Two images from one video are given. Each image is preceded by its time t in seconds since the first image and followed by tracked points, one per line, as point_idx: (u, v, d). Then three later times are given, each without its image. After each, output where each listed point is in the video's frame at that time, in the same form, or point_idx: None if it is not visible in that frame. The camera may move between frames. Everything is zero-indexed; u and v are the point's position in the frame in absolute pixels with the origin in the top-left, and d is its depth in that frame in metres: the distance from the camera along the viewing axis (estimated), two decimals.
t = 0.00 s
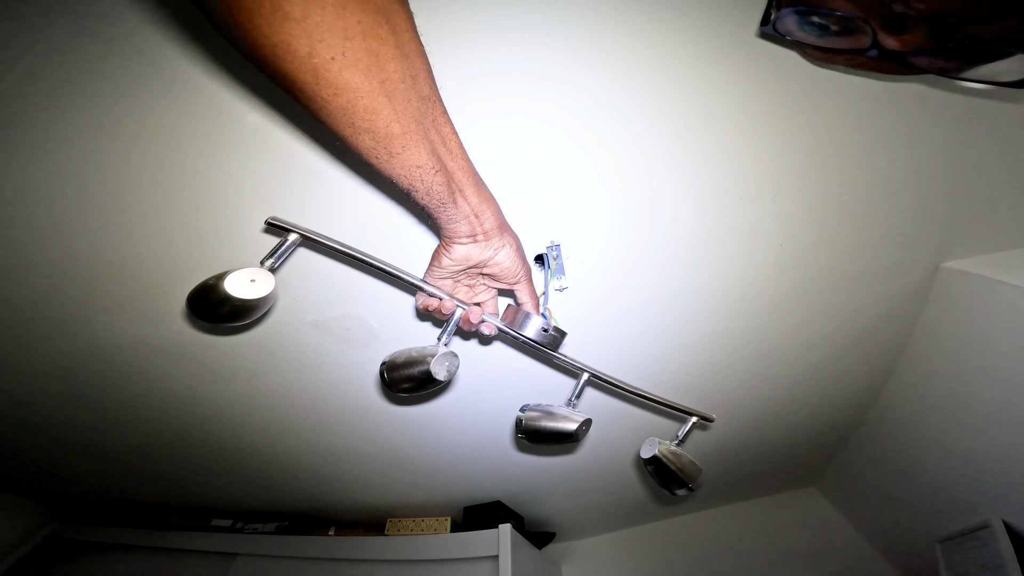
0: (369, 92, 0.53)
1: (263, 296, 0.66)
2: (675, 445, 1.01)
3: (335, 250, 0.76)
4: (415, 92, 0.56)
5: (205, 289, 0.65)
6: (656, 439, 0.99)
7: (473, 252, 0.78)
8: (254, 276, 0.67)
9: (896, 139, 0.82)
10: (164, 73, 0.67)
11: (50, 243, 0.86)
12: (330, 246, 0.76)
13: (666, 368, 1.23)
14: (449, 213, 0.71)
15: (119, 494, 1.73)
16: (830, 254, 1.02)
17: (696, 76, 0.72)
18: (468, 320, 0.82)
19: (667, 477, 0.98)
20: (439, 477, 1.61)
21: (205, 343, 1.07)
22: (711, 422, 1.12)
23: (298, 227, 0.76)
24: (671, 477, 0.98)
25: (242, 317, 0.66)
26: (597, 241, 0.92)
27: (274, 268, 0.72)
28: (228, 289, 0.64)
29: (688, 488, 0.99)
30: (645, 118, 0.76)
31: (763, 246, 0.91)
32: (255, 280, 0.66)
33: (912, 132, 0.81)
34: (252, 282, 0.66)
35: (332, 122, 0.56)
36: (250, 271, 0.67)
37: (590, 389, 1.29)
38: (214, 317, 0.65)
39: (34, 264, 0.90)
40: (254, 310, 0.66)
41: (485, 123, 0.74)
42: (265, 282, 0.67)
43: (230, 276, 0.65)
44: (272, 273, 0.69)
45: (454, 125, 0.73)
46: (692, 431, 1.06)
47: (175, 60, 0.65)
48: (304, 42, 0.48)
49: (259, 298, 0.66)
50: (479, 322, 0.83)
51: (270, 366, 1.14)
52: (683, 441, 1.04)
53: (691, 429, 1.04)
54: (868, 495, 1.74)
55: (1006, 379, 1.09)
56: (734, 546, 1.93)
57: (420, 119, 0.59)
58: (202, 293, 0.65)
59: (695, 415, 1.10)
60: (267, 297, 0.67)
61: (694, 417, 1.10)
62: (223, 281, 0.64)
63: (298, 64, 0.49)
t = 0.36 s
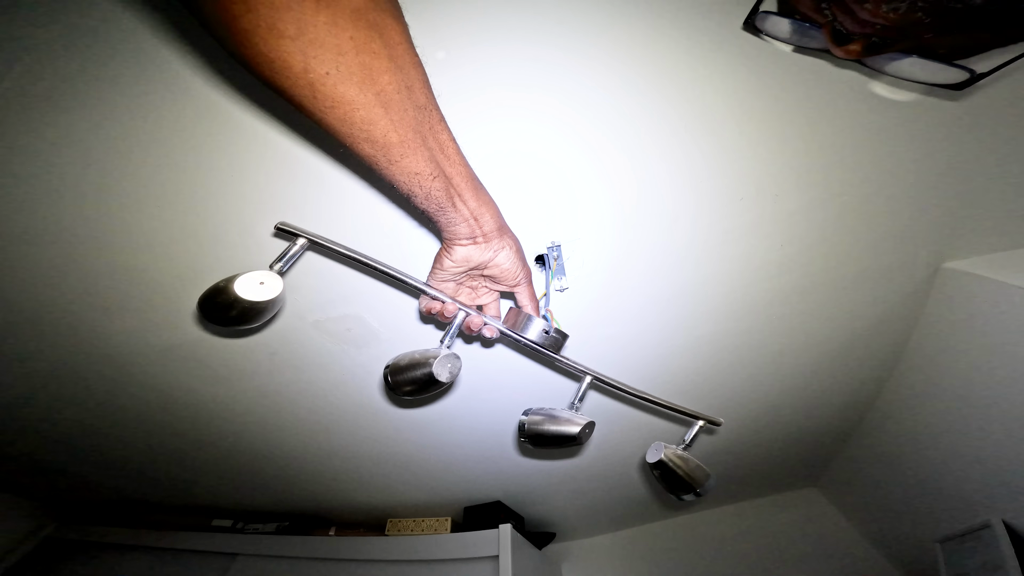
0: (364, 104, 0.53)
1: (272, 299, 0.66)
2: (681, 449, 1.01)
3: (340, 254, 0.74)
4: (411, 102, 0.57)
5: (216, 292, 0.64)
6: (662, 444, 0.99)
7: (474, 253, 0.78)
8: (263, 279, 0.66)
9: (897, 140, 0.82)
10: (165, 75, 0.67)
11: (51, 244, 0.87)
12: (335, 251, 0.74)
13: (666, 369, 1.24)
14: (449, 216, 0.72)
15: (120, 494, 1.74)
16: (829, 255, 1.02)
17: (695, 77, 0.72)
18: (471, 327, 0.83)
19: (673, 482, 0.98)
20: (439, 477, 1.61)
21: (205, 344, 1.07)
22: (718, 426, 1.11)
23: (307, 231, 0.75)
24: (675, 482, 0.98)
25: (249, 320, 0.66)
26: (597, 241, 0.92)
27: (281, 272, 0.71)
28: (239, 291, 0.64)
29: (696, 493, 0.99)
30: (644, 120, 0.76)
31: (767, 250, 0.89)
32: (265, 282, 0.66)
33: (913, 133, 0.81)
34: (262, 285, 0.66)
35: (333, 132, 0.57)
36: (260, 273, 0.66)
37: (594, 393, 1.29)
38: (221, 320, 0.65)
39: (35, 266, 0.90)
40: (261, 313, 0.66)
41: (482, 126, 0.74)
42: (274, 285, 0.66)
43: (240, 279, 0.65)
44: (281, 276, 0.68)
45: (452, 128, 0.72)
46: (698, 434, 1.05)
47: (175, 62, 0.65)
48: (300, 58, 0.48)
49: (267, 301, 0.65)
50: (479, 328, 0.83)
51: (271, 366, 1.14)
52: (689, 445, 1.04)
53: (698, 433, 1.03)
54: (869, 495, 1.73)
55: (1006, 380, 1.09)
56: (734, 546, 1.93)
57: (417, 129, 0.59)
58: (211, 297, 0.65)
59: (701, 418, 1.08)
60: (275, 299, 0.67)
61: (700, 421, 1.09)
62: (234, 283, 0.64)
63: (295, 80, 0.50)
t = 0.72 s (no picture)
0: (411, 44, 0.51)
1: (265, 249, 0.61)
2: (653, 458, 1.02)
3: (348, 212, 0.72)
4: (455, 53, 0.55)
5: (203, 238, 0.60)
6: (638, 452, 0.99)
7: (492, 232, 0.79)
8: (260, 229, 0.62)
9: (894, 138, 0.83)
10: (174, 68, 0.68)
11: (56, 237, 0.87)
12: (344, 209, 0.72)
13: (664, 367, 1.24)
14: (472, 187, 0.70)
15: (119, 492, 1.73)
16: (827, 253, 1.03)
17: (696, 75, 0.72)
18: (473, 306, 0.82)
19: (644, 491, 0.99)
20: (438, 476, 1.61)
21: (206, 340, 1.07)
22: (688, 438, 1.13)
23: (318, 185, 0.73)
24: (647, 491, 0.99)
25: (233, 269, 0.62)
26: (597, 240, 0.92)
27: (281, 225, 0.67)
28: (229, 237, 0.59)
29: (661, 503, 1.01)
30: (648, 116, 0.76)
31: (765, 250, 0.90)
32: (261, 233, 0.61)
33: (910, 132, 0.82)
34: (258, 235, 0.61)
35: (369, 78, 0.55)
36: (257, 223, 0.62)
37: (584, 393, 1.30)
38: (203, 264, 0.61)
39: (40, 259, 0.90)
40: (248, 263, 0.62)
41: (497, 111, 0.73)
42: (271, 236, 0.62)
43: (234, 226, 0.60)
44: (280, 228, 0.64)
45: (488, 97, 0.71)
46: (670, 445, 1.07)
47: (184, 56, 0.66)
48: None
49: (256, 252, 0.61)
50: (484, 308, 0.83)
51: (270, 364, 1.14)
52: (659, 454, 1.06)
53: (668, 445, 1.06)
54: (865, 493, 1.74)
55: (1003, 377, 1.10)
56: (732, 544, 1.93)
57: (456, 82, 0.57)
58: (198, 240, 0.61)
59: (674, 429, 1.11)
60: (269, 249, 0.62)
61: (672, 433, 1.11)
62: (226, 229, 0.60)
63: (347, 10, 0.48)
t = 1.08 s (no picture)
0: (405, 50, 0.50)
1: (264, 256, 0.61)
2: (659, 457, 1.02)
3: (347, 215, 0.73)
4: (450, 57, 0.54)
5: (203, 244, 0.60)
6: (643, 450, 0.99)
7: (492, 234, 0.78)
8: (259, 236, 0.62)
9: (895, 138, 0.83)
10: (171, 71, 0.67)
11: (55, 239, 0.87)
12: (343, 212, 0.73)
13: (664, 368, 1.24)
14: (471, 189, 0.71)
15: (119, 493, 1.73)
16: (826, 254, 1.03)
17: (696, 76, 0.72)
18: (476, 309, 0.82)
19: (649, 489, 0.99)
20: (438, 476, 1.61)
21: (206, 341, 1.07)
22: (692, 434, 1.14)
23: (316, 190, 0.73)
24: (654, 489, 0.99)
25: (234, 276, 0.62)
26: (598, 241, 0.92)
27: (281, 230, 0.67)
28: (229, 245, 0.59)
29: (667, 501, 1.01)
30: (647, 117, 0.76)
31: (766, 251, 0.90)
32: (261, 239, 0.61)
33: (911, 132, 0.81)
34: (258, 241, 0.61)
35: (365, 83, 0.55)
36: (256, 229, 0.62)
37: (589, 393, 1.30)
38: (204, 272, 0.61)
39: (39, 261, 0.90)
40: (249, 269, 0.62)
41: (496, 113, 0.73)
42: (270, 242, 0.62)
43: (233, 234, 0.60)
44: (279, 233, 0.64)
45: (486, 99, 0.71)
46: (677, 440, 1.07)
47: (180, 58, 0.66)
48: None
49: (256, 258, 0.61)
50: (486, 311, 0.83)
51: (270, 364, 1.14)
52: (666, 452, 1.05)
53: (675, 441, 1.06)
54: (866, 493, 1.74)
55: (1005, 378, 1.09)
56: (732, 544, 1.93)
57: (452, 86, 0.57)
58: (197, 247, 0.61)
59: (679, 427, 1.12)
60: (270, 256, 0.62)
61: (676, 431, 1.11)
62: (226, 236, 0.60)
63: (340, 17, 0.48)
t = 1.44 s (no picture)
0: (398, 51, 0.50)
1: (264, 255, 0.61)
2: (661, 457, 1.02)
3: (345, 215, 0.74)
4: (445, 56, 0.54)
5: (202, 243, 0.60)
6: (644, 450, 0.99)
7: (491, 233, 0.78)
8: (259, 234, 0.62)
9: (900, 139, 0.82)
10: (170, 70, 0.67)
11: (53, 239, 0.87)
12: (341, 212, 0.73)
13: (663, 367, 1.24)
14: (469, 188, 0.71)
15: (119, 493, 1.73)
16: (826, 253, 1.03)
17: (696, 75, 0.72)
18: (475, 308, 0.82)
19: (650, 490, 0.99)
20: (438, 476, 1.61)
21: (205, 340, 1.07)
22: (695, 435, 1.13)
23: (315, 189, 0.73)
24: (654, 489, 0.99)
25: (233, 274, 0.62)
26: (597, 240, 0.92)
27: (281, 230, 0.67)
28: (229, 244, 0.59)
29: (669, 502, 1.01)
30: (644, 116, 0.76)
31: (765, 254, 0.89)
32: (260, 238, 0.61)
33: (911, 132, 0.81)
34: (257, 241, 0.61)
35: (359, 84, 0.55)
36: (256, 227, 0.62)
37: (590, 393, 1.30)
38: (201, 271, 0.61)
39: (37, 261, 0.90)
40: (249, 268, 0.62)
41: (494, 112, 0.73)
42: (269, 241, 0.62)
43: (232, 232, 0.60)
44: (278, 232, 0.64)
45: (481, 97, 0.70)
46: (678, 440, 1.07)
47: (180, 57, 0.66)
48: None
49: (255, 257, 0.61)
50: (485, 310, 0.83)
51: (270, 364, 1.14)
52: (667, 452, 1.05)
53: (676, 442, 1.05)
54: (866, 494, 1.74)
55: (1005, 378, 1.09)
56: (733, 544, 1.93)
57: (447, 86, 0.57)
58: (197, 246, 0.61)
59: (681, 427, 1.11)
60: (269, 255, 0.62)
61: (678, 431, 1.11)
62: (225, 236, 0.60)
63: (330, 18, 0.48)
